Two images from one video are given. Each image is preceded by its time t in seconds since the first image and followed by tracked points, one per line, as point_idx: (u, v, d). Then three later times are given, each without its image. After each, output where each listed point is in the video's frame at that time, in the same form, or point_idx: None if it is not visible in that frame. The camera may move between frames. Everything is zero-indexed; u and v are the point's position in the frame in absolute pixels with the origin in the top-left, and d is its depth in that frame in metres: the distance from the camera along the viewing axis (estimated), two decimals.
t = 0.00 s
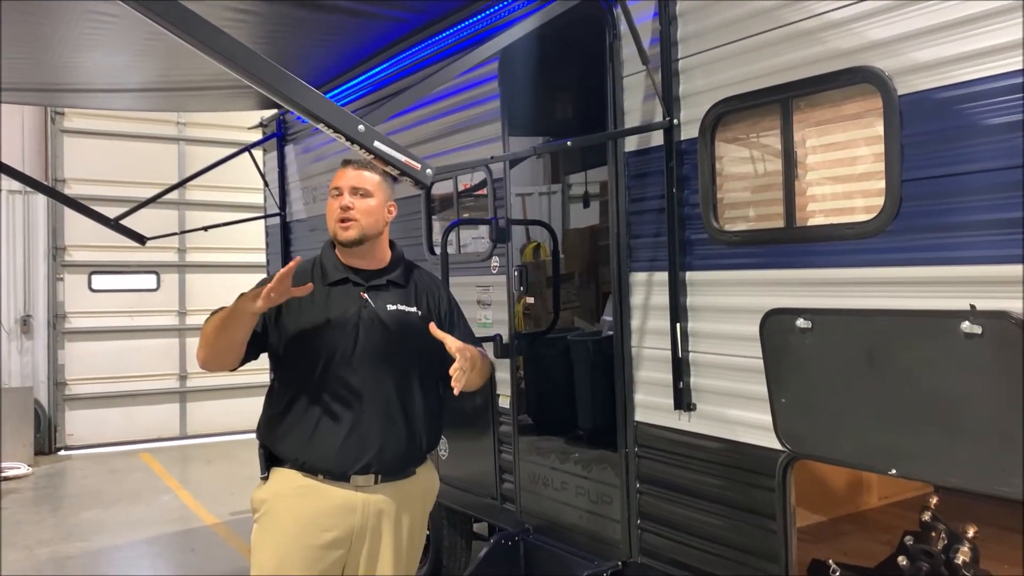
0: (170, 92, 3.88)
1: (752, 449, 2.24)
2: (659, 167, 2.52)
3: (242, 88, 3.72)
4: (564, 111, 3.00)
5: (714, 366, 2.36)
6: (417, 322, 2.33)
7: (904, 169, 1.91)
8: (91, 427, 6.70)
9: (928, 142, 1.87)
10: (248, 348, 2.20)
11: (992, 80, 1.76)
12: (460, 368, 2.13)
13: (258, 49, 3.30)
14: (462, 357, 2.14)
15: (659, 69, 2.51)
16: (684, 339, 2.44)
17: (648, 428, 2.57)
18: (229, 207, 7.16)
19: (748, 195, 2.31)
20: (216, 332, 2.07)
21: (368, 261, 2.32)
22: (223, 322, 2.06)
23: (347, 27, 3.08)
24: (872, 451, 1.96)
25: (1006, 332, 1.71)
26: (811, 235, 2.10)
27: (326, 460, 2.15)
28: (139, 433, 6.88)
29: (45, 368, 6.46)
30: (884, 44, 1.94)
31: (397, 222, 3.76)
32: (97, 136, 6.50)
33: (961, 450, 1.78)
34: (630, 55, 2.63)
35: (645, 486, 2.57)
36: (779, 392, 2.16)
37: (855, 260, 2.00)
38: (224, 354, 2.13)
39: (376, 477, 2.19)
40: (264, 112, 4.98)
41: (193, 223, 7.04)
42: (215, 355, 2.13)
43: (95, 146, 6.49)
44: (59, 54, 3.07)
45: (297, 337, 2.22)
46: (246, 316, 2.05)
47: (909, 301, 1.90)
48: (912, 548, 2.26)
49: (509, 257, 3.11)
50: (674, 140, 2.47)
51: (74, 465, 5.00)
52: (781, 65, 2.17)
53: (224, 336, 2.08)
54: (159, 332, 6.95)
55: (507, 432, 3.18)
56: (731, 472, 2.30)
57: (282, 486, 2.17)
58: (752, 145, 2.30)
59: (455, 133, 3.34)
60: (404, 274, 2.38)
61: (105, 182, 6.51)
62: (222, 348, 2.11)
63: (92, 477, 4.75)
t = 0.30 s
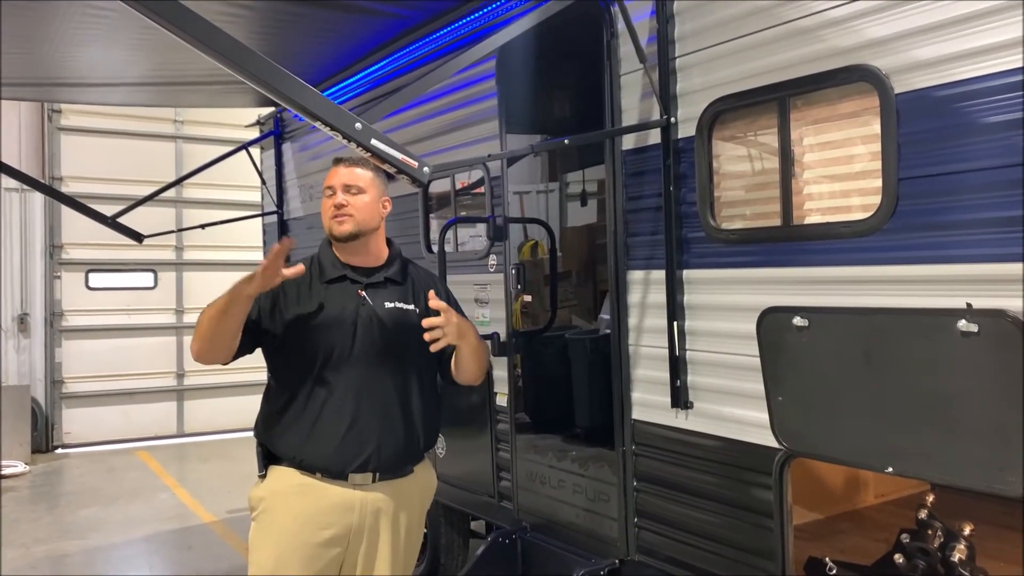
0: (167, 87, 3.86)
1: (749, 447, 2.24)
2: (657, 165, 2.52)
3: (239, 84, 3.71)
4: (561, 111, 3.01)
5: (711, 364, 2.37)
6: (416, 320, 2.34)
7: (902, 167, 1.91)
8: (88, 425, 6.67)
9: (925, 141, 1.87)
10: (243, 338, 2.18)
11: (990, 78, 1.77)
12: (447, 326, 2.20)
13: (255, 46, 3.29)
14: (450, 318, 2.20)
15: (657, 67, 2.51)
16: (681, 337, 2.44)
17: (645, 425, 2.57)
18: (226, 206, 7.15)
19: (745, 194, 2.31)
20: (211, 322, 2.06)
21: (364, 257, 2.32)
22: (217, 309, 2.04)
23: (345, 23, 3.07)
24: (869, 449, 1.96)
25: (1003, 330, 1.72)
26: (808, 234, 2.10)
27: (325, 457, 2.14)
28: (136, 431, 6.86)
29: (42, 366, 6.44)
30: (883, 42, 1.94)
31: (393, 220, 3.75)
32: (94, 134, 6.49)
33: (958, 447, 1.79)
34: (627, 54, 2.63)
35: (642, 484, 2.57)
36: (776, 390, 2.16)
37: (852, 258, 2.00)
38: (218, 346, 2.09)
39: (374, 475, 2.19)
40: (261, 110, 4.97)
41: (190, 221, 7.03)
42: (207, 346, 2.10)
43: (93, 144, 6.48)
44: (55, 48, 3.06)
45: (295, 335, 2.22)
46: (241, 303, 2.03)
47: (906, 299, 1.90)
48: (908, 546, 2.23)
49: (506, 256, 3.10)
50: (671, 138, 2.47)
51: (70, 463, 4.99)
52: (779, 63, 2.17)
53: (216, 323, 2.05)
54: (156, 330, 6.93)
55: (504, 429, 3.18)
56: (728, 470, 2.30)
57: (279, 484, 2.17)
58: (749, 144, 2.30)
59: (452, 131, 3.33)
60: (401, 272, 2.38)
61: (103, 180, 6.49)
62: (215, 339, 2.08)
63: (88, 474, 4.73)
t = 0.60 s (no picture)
0: (165, 87, 3.86)
1: (747, 446, 2.24)
2: (655, 164, 2.52)
3: (237, 83, 3.71)
4: (559, 109, 3.02)
5: (708, 362, 2.37)
6: (412, 318, 2.34)
7: (899, 167, 1.91)
8: (85, 423, 6.67)
9: (922, 140, 1.87)
10: (237, 341, 2.19)
11: (986, 78, 1.77)
12: (445, 331, 2.18)
13: (252, 45, 3.29)
14: (448, 322, 2.18)
15: (655, 66, 2.51)
16: (678, 335, 2.44)
17: (643, 424, 2.57)
18: (224, 203, 7.14)
19: (743, 192, 2.31)
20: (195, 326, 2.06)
21: (363, 257, 2.32)
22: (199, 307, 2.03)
23: (343, 23, 3.07)
24: (865, 448, 1.96)
25: (1000, 330, 1.72)
26: (806, 232, 2.10)
27: (321, 455, 2.14)
28: (133, 429, 6.86)
29: (40, 363, 6.43)
30: (880, 42, 1.94)
31: (391, 218, 3.75)
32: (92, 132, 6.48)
33: (955, 446, 1.79)
34: (626, 52, 2.63)
35: (639, 482, 2.57)
36: (773, 389, 2.16)
37: (851, 257, 2.01)
38: (201, 347, 2.07)
39: (372, 473, 2.19)
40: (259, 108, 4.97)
41: (188, 219, 7.02)
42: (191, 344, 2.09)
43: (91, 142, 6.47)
44: (52, 49, 3.06)
45: (291, 334, 2.21)
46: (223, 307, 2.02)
47: (904, 298, 1.90)
48: (905, 544, 2.26)
49: (504, 254, 3.09)
50: (669, 137, 2.47)
51: (68, 460, 4.99)
52: (776, 62, 2.17)
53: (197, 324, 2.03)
54: (154, 328, 6.93)
55: (502, 428, 3.17)
56: (726, 469, 2.30)
57: (277, 481, 2.17)
58: (747, 143, 2.30)
59: (449, 129, 3.33)
60: (398, 270, 2.38)
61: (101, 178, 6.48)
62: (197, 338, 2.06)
63: (86, 471, 4.73)
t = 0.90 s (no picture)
0: (163, 83, 3.86)
1: (745, 445, 2.25)
2: (654, 162, 2.52)
3: (236, 80, 3.70)
4: (559, 105, 2.97)
5: (707, 361, 2.37)
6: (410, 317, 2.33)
7: (898, 166, 1.91)
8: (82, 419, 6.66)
9: (922, 139, 1.87)
10: (230, 331, 2.19)
11: (986, 77, 1.77)
12: (435, 310, 2.15)
13: (251, 42, 3.29)
14: (437, 301, 2.16)
15: (654, 64, 2.51)
16: (677, 334, 2.44)
17: (641, 422, 2.57)
18: (223, 200, 7.13)
19: (742, 191, 2.31)
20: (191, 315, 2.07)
21: (362, 254, 2.32)
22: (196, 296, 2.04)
23: (342, 19, 3.07)
24: (863, 447, 1.97)
25: (998, 329, 1.72)
26: (804, 231, 2.10)
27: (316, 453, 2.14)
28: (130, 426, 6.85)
29: (37, 360, 6.43)
30: (879, 40, 1.95)
31: (390, 216, 3.75)
32: (90, 129, 6.47)
33: (952, 445, 1.79)
34: (625, 50, 2.63)
35: (637, 481, 2.57)
36: (771, 387, 2.17)
37: (850, 256, 2.01)
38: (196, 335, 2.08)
39: (368, 471, 2.19)
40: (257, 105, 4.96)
41: (186, 216, 7.01)
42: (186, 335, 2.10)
43: (89, 138, 6.46)
44: (51, 44, 3.06)
45: (289, 330, 2.21)
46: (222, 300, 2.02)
47: (902, 298, 1.90)
48: (902, 542, 2.28)
49: (502, 252, 3.09)
50: (669, 135, 2.47)
51: (65, 458, 4.97)
52: (776, 60, 2.17)
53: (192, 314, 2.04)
54: (152, 325, 6.92)
55: (500, 426, 3.17)
56: (724, 467, 2.30)
57: (275, 478, 2.17)
58: (747, 141, 2.30)
59: (448, 127, 3.33)
60: (397, 268, 2.37)
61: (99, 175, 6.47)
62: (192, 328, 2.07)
63: (82, 466, 4.73)
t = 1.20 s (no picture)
0: (162, 79, 3.85)
1: (743, 442, 2.25)
2: (653, 159, 2.52)
3: (234, 76, 3.69)
4: (558, 104, 3.20)
5: (705, 358, 2.37)
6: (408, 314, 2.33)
7: (896, 163, 1.91)
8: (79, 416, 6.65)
9: (921, 136, 1.87)
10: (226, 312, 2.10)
11: (984, 74, 1.77)
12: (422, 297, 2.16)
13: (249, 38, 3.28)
14: (422, 288, 2.17)
15: (653, 61, 2.50)
16: (675, 331, 2.44)
17: (638, 419, 2.57)
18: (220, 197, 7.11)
19: (740, 188, 2.30)
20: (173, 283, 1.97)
21: (359, 252, 2.32)
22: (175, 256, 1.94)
23: (341, 16, 3.06)
24: (861, 445, 1.97)
25: (996, 327, 1.72)
26: (803, 228, 2.10)
27: (313, 448, 2.14)
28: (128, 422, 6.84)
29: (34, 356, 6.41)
30: (878, 38, 1.94)
31: (388, 212, 3.74)
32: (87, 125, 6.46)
33: (951, 442, 1.79)
34: (624, 47, 2.62)
35: (634, 478, 2.57)
36: (769, 384, 2.17)
37: (849, 253, 2.00)
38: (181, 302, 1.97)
39: (365, 467, 2.19)
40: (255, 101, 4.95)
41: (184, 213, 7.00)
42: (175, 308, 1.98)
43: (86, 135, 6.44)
44: (49, 40, 3.05)
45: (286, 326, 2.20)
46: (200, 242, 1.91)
47: (901, 295, 1.90)
48: (900, 540, 2.26)
49: (500, 249, 3.04)
50: (667, 132, 2.47)
51: (64, 454, 4.97)
52: (774, 57, 2.17)
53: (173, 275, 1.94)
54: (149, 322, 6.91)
55: (497, 423, 3.16)
56: (721, 464, 2.31)
57: (271, 474, 2.17)
58: (745, 139, 2.30)
59: (445, 124, 3.32)
60: (395, 265, 2.37)
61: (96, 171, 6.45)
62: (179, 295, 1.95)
63: (79, 462, 4.72)
